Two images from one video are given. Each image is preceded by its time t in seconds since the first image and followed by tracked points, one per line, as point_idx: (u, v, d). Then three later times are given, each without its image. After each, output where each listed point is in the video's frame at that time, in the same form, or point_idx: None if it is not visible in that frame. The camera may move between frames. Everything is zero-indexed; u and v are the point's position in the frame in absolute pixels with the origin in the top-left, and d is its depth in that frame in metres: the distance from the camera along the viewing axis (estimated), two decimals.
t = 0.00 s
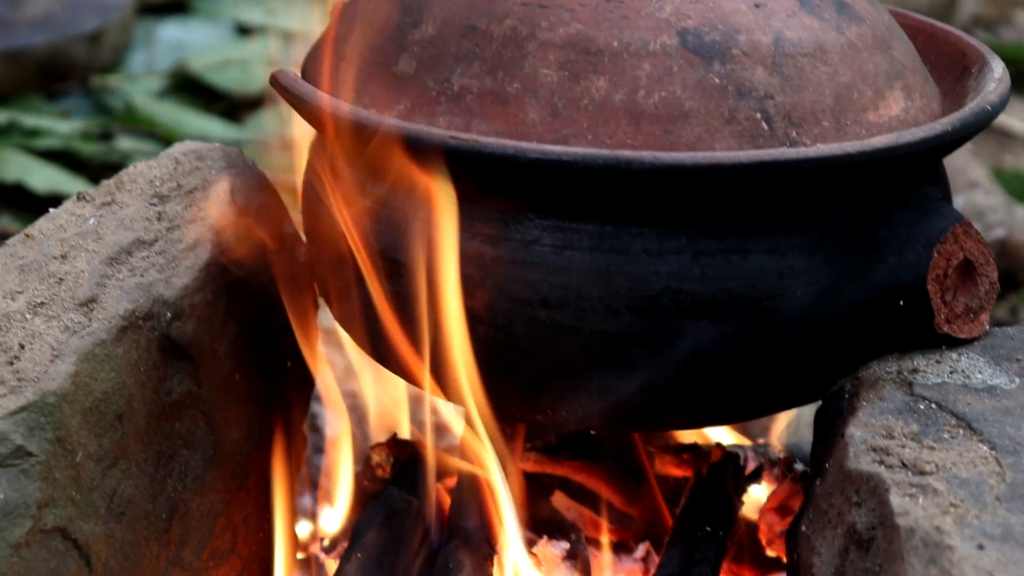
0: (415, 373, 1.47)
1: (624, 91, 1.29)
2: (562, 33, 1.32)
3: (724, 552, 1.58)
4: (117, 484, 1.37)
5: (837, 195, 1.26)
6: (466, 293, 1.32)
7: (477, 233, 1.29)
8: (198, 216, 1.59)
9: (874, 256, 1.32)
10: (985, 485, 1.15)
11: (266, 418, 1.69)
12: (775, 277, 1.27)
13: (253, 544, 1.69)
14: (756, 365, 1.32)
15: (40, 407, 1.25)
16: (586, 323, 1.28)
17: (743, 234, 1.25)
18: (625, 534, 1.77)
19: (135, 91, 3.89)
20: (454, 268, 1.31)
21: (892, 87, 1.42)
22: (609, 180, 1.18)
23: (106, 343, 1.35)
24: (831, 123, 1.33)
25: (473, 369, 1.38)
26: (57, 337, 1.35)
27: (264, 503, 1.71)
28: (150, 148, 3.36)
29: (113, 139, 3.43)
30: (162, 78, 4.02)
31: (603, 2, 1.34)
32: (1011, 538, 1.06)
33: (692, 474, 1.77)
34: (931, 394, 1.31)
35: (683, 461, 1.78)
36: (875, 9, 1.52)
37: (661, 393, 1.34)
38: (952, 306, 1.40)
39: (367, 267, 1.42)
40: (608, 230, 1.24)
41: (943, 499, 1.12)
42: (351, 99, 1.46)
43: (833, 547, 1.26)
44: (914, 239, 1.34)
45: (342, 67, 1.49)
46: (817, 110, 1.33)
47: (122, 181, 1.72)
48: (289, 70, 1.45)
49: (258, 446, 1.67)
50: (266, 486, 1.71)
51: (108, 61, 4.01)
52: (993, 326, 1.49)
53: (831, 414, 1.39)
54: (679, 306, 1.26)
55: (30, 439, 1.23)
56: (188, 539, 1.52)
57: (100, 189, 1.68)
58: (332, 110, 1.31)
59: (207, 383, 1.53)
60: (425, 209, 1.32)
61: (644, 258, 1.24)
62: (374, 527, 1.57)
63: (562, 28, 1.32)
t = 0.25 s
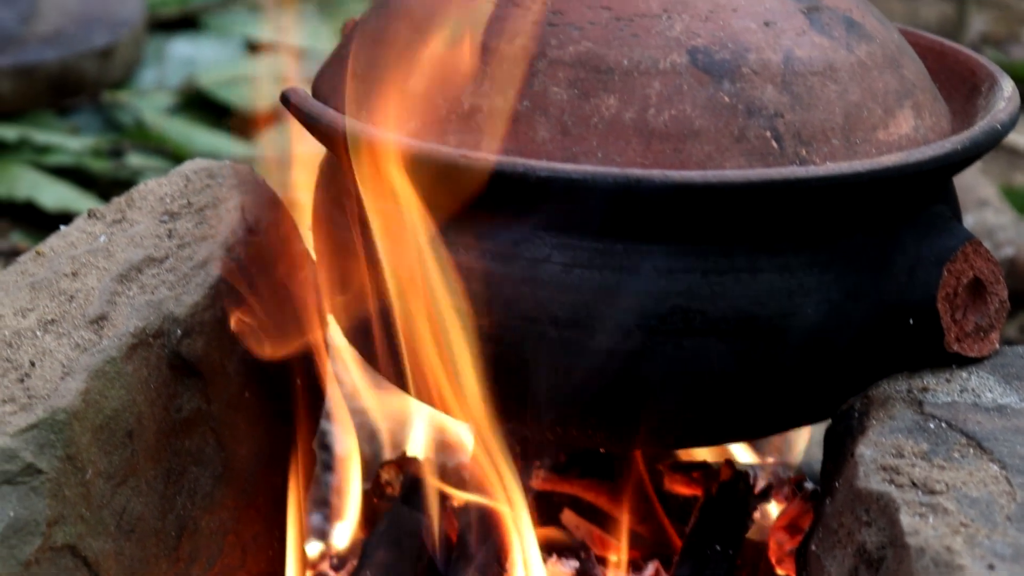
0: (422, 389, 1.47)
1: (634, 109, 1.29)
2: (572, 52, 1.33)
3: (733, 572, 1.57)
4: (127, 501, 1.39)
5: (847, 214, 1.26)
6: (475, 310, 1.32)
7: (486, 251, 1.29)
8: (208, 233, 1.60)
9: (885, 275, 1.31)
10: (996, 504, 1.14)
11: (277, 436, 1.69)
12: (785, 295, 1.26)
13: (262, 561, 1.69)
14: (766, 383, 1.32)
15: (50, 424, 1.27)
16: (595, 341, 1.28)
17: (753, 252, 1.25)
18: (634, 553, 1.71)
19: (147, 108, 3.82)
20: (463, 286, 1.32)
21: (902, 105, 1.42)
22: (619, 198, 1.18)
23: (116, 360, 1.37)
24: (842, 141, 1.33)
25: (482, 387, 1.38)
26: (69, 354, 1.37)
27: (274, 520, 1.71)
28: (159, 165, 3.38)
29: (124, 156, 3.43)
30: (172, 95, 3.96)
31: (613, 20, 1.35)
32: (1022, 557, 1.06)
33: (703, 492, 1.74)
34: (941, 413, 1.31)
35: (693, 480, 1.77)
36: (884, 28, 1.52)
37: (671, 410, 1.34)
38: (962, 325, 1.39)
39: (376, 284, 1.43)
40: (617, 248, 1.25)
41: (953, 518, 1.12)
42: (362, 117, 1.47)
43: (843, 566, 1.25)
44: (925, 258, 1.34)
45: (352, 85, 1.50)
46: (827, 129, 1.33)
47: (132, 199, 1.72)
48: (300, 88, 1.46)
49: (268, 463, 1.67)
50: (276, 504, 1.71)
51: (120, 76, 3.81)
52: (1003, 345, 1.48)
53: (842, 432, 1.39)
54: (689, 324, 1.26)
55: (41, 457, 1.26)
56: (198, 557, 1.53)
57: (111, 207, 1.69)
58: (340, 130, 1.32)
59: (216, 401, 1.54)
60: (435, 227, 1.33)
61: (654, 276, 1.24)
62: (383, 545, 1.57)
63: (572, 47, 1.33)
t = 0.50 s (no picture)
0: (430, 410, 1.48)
1: (645, 133, 1.30)
2: (582, 75, 1.34)
3: None
4: (137, 523, 1.40)
5: (858, 238, 1.26)
6: (486, 334, 1.32)
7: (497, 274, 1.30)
8: (220, 256, 1.61)
9: (896, 299, 1.31)
10: (1008, 529, 1.14)
11: (287, 458, 1.70)
12: (796, 319, 1.27)
13: None
14: (776, 406, 1.32)
15: (61, 447, 1.28)
16: (606, 364, 1.28)
17: (764, 276, 1.25)
18: None
19: (156, 127, 3.70)
20: (474, 309, 1.32)
21: (913, 129, 1.43)
22: (630, 221, 1.19)
23: (127, 383, 1.38)
24: (852, 165, 1.34)
25: (491, 410, 1.39)
26: (80, 376, 1.38)
27: (283, 542, 1.72)
28: (169, 187, 3.39)
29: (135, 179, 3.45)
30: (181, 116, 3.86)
31: (624, 44, 1.36)
32: None
33: (712, 515, 1.72)
34: (953, 437, 1.30)
35: (705, 504, 1.75)
36: (895, 52, 1.53)
37: (680, 434, 1.34)
38: (973, 348, 1.39)
39: (386, 307, 1.43)
40: (628, 272, 1.25)
41: (964, 542, 1.12)
42: (373, 140, 1.48)
43: None
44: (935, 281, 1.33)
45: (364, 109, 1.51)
46: (838, 152, 1.33)
47: (144, 222, 1.73)
48: (312, 112, 1.48)
49: (278, 485, 1.68)
50: (285, 526, 1.72)
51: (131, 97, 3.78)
52: (1015, 370, 1.48)
53: (852, 456, 1.39)
54: (699, 347, 1.26)
55: (52, 479, 1.27)
56: None
57: (123, 230, 1.69)
58: (347, 151, 1.34)
59: (227, 423, 1.55)
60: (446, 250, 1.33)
61: (665, 300, 1.25)
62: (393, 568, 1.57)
63: (582, 70, 1.34)
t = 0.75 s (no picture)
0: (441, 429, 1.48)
1: (655, 152, 1.31)
2: (593, 95, 1.35)
3: None
4: (148, 541, 1.41)
5: (869, 258, 1.26)
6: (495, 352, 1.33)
7: (507, 292, 1.30)
8: (231, 275, 1.64)
9: (908, 318, 1.31)
10: (1021, 548, 1.15)
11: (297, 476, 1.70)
12: (807, 339, 1.27)
13: None
14: (787, 425, 1.32)
15: (73, 465, 1.29)
16: (617, 383, 1.28)
17: (775, 295, 1.25)
18: None
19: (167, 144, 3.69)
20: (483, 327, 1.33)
21: (923, 149, 1.43)
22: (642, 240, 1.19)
23: (139, 401, 1.39)
24: (863, 185, 1.34)
25: (501, 429, 1.39)
26: (91, 396, 1.38)
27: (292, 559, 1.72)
28: (180, 205, 3.36)
29: (145, 197, 3.44)
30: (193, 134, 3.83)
31: (635, 63, 1.37)
32: None
33: (723, 535, 1.72)
34: (964, 456, 1.31)
35: (715, 522, 1.75)
36: (906, 71, 1.53)
37: (691, 454, 1.34)
38: (984, 368, 1.39)
39: (396, 325, 1.44)
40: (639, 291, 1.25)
41: (977, 563, 1.13)
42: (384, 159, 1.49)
43: None
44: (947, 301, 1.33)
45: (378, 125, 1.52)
46: (849, 172, 1.34)
47: (155, 240, 1.74)
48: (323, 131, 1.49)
49: (288, 503, 1.69)
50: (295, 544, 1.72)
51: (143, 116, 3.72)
52: None
53: (863, 476, 1.39)
54: (710, 366, 1.26)
55: (64, 497, 1.27)
56: None
57: (134, 248, 1.70)
58: (360, 168, 1.34)
59: (238, 441, 1.56)
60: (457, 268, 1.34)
61: (676, 319, 1.25)
62: None
63: (593, 90, 1.35)
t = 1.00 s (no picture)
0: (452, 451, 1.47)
1: (667, 174, 1.31)
2: (605, 116, 1.35)
3: None
4: (159, 561, 1.42)
5: (880, 280, 1.26)
6: (506, 372, 1.33)
7: (519, 314, 1.30)
8: (243, 295, 1.62)
9: (919, 340, 1.31)
10: None
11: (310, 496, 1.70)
12: (818, 360, 1.27)
13: None
14: (798, 446, 1.31)
15: (84, 485, 1.32)
16: (627, 404, 1.28)
17: (786, 317, 1.25)
18: None
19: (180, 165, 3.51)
20: (494, 347, 1.33)
21: (935, 171, 1.43)
22: (653, 261, 1.20)
23: (150, 421, 1.40)
24: (874, 207, 1.34)
25: (512, 451, 1.39)
26: (103, 415, 1.41)
27: None
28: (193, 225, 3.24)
29: (158, 219, 3.29)
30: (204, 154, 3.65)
31: (647, 85, 1.37)
32: None
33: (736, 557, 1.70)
34: (976, 478, 1.30)
35: (726, 545, 1.71)
36: (918, 93, 1.53)
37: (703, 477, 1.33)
38: (996, 391, 1.38)
39: (408, 345, 1.44)
40: (649, 312, 1.26)
41: None
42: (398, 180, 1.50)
43: None
44: (958, 322, 1.33)
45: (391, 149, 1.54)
46: (860, 194, 1.34)
47: (168, 260, 1.75)
48: (335, 150, 1.50)
49: (300, 525, 1.68)
50: (307, 562, 1.72)
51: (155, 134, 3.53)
52: None
53: (875, 498, 1.38)
54: (720, 387, 1.26)
55: (75, 517, 1.31)
56: None
57: (146, 267, 1.71)
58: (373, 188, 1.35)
59: (250, 461, 1.56)
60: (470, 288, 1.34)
61: (687, 339, 1.25)
62: None
63: (605, 111, 1.36)
